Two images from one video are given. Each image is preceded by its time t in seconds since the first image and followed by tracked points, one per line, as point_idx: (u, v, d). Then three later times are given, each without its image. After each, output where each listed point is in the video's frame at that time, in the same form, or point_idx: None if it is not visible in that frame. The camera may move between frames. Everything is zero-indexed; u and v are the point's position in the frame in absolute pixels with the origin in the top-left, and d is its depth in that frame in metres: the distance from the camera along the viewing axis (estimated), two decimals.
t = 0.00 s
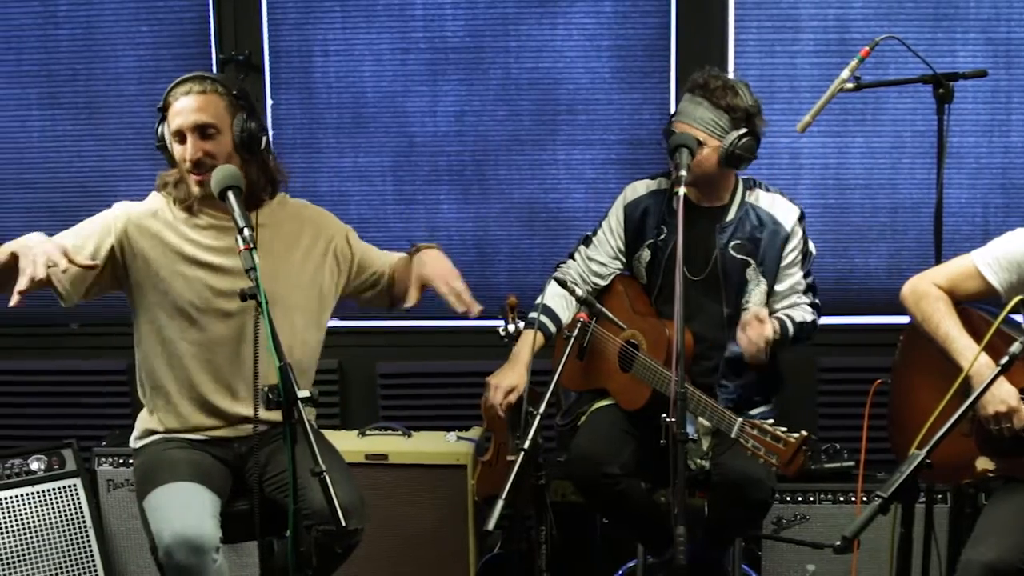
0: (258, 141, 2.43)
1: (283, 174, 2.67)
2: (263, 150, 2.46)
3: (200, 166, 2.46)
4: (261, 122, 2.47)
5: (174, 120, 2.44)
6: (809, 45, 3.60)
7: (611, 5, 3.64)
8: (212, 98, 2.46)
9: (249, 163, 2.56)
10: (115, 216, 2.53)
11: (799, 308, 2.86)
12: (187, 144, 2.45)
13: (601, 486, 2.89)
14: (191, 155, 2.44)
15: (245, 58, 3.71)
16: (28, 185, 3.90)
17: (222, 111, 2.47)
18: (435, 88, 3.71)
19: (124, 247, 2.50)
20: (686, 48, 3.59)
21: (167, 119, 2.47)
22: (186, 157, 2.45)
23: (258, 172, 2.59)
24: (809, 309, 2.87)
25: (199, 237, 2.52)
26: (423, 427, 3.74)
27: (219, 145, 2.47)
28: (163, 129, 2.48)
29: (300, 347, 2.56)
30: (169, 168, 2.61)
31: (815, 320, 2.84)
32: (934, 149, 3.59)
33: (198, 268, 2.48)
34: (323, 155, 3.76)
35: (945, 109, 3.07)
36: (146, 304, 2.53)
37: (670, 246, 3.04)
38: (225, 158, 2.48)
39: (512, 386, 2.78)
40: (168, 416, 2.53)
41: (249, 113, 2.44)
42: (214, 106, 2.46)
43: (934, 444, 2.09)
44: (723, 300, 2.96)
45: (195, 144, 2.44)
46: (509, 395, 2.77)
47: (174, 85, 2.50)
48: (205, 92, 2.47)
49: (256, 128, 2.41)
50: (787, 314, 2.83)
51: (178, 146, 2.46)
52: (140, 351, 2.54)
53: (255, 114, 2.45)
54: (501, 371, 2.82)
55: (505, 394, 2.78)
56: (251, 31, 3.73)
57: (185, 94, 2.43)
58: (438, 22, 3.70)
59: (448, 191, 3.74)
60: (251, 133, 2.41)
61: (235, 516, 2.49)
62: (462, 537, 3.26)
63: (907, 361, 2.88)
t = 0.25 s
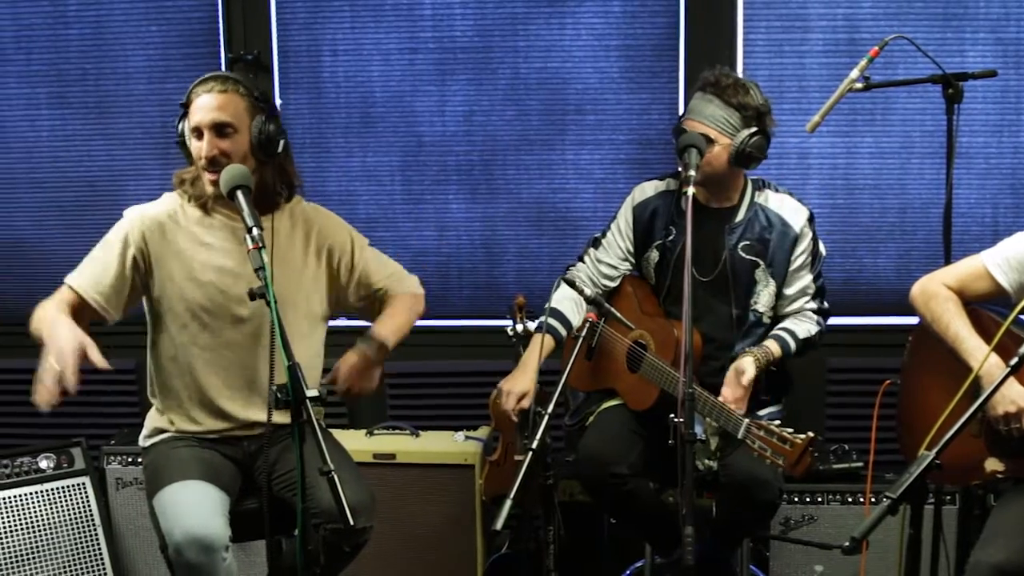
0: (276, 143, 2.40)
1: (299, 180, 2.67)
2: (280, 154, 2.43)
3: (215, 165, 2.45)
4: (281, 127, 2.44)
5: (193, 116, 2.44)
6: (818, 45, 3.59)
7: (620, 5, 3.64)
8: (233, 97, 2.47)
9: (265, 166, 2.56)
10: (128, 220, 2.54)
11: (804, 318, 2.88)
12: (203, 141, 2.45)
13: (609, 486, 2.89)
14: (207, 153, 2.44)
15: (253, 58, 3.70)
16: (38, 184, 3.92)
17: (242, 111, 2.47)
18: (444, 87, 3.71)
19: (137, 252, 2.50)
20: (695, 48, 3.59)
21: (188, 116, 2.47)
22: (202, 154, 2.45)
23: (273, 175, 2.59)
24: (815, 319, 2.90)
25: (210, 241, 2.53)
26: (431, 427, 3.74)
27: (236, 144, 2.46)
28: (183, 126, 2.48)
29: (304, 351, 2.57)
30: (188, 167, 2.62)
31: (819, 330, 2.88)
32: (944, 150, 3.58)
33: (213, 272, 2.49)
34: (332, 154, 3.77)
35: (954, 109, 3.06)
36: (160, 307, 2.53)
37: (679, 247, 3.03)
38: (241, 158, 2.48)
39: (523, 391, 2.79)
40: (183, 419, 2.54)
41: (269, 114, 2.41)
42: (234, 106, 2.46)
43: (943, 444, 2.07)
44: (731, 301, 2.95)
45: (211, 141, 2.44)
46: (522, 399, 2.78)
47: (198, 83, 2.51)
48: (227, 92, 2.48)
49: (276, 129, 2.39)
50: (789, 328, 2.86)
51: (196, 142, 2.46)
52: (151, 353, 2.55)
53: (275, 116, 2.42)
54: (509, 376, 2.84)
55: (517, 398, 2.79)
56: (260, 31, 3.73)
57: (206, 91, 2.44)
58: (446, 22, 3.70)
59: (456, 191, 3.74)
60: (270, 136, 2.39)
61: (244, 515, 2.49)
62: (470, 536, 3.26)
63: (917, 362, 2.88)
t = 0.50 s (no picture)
0: (289, 147, 2.40)
1: (314, 186, 2.66)
2: (294, 157, 2.43)
3: (227, 161, 2.45)
4: (298, 129, 2.44)
5: (210, 114, 2.45)
6: (828, 45, 3.59)
7: (629, 5, 3.64)
8: (251, 96, 2.47)
9: (279, 169, 2.56)
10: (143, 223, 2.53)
11: (804, 323, 2.89)
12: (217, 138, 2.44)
13: (619, 486, 2.89)
14: (219, 150, 2.43)
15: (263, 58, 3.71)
16: (49, 183, 3.93)
17: (258, 110, 2.47)
18: (453, 87, 3.72)
19: (159, 259, 2.48)
20: (705, 48, 3.59)
21: (206, 114, 2.48)
22: (214, 151, 2.45)
23: (287, 179, 2.58)
24: (818, 324, 2.91)
25: (226, 245, 2.53)
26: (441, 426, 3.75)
27: (249, 144, 2.46)
28: (201, 123, 2.49)
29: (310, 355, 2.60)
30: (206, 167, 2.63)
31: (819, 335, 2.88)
32: (954, 149, 3.57)
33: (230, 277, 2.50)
34: (341, 154, 3.77)
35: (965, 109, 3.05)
36: (179, 311, 2.52)
37: (687, 247, 3.04)
38: (254, 157, 2.47)
39: (535, 391, 2.83)
40: (198, 420, 2.54)
41: (286, 117, 2.42)
42: (250, 105, 2.46)
43: (954, 444, 2.05)
44: (738, 302, 2.96)
45: (224, 138, 2.43)
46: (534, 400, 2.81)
47: (219, 83, 2.53)
48: (246, 91, 2.48)
49: (292, 130, 2.39)
50: (789, 336, 2.87)
51: (210, 139, 2.46)
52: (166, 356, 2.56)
53: (291, 118, 2.43)
54: (522, 379, 2.87)
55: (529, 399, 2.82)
56: (270, 31, 3.74)
57: (225, 89, 2.45)
58: (456, 22, 3.70)
59: (465, 190, 3.75)
60: (284, 138, 2.39)
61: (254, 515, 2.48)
62: (479, 536, 3.27)
63: (926, 362, 2.87)
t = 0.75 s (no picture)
0: (298, 147, 2.40)
1: (323, 187, 2.66)
2: (304, 156, 2.43)
3: (236, 160, 2.45)
4: (308, 129, 2.45)
5: (221, 113, 2.46)
6: (835, 45, 3.59)
7: (636, 4, 3.64)
8: (261, 96, 2.47)
9: (288, 170, 2.56)
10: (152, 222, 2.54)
11: (797, 329, 2.87)
12: (226, 137, 2.44)
13: (625, 486, 2.89)
14: (228, 149, 2.44)
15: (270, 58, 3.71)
16: (56, 183, 3.93)
17: (269, 110, 2.47)
18: (460, 87, 3.72)
19: (164, 257, 2.49)
20: (712, 48, 3.59)
21: (216, 113, 2.49)
22: (224, 150, 2.45)
23: (296, 179, 2.59)
24: (811, 330, 2.88)
25: (233, 244, 2.53)
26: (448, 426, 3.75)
27: (259, 143, 2.46)
28: (211, 123, 2.50)
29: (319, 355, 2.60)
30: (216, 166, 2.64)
31: (813, 342, 2.85)
32: (961, 149, 3.57)
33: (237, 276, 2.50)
34: (348, 153, 3.78)
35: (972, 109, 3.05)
36: (184, 310, 2.53)
37: (694, 247, 3.04)
38: (263, 157, 2.47)
39: (548, 395, 2.83)
40: (205, 418, 2.55)
41: (296, 117, 2.42)
42: (261, 104, 2.46)
43: (960, 445, 2.03)
44: (742, 301, 2.95)
45: (234, 138, 2.43)
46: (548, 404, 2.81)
47: (230, 83, 2.53)
48: (256, 90, 2.48)
49: (301, 131, 2.40)
50: (781, 343, 2.85)
51: (219, 138, 2.46)
52: (174, 355, 2.57)
53: (301, 118, 2.43)
54: (532, 380, 2.82)
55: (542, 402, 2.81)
56: (277, 31, 3.74)
57: (235, 89, 2.45)
58: (463, 22, 3.70)
59: (472, 190, 3.75)
60: (294, 138, 2.40)
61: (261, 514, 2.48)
62: (485, 536, 3.27)
63: (932, 361, 2.87)
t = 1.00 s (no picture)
0: (303, 147, 2.40)
1: (327, 186, 2.67)
2: (308, 156, 2.43)
3: (241, 160, 2.45)
4: (313, 129, 2.45)
5: (226, 112, 2.46)
6: (839, 45, 3.58)
7: (640, 4, 3.63)
8: (267, 96, 2.47)
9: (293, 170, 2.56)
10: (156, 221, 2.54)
11: (804, 328, 2.86)
12: (231, 136, 2.45)
13: (629, 486, 2.89)
14: (233, 148, 2.44)
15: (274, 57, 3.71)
16: (60, 183, 3.94)
17: (274, 109, 2.47)
18: (464, 87, 3.72)
19: (169, 257, 2.49)
20: (716, 48, 3.59)
21: (221, 113, 2.49)
22: (228, 149, 2.45)
23: (300, 179, 2.59)
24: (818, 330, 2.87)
25: (237, 244, 2.53)
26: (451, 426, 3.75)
27: (264, 142, 2.46)
28: (216, 122, 2.50)
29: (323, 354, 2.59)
30: (220, 165, 2.64)
31: (819, 343, 2.84)
32: (965, 150, 3.56)
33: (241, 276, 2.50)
34: (352, 153, 3.78)
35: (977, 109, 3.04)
36: (187, 310, 2.53)
37: (694, 245, 3.02)
38: (268, 157, 2.47)
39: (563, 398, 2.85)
40: (207, 417, 2.55)
41: (301, 117, 2.42)
42: (266, 104, 2.46)
43: (964, 445, 2.02)
44: (745, 304, 2.95)
45: (239, 137, 2.44)
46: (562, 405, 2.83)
47: (235, 82, 2.53)
48: (261, 90, 2.48)
49: (306, 131, 2.40)
50: (786, 339, 2.84)
51: (224, 138, 2.46)
52: (177, 354, 2.57)
53: (306, 118, 2.43)
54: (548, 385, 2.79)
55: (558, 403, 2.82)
56: (281, 31, 3.74)
57: (240, 88, 2.45)
58: (467, 22, 3.70)
59: (476, 190, 3.75)
60: (299, 138, 2.39)
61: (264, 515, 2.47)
62: (489, 535, 3.27)
63: (936, 362, 2.86)
